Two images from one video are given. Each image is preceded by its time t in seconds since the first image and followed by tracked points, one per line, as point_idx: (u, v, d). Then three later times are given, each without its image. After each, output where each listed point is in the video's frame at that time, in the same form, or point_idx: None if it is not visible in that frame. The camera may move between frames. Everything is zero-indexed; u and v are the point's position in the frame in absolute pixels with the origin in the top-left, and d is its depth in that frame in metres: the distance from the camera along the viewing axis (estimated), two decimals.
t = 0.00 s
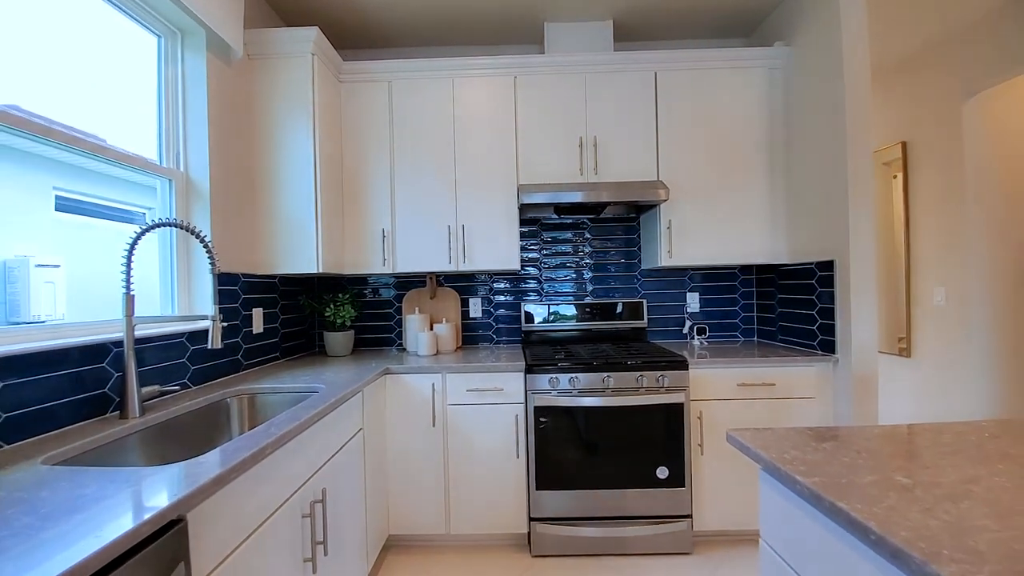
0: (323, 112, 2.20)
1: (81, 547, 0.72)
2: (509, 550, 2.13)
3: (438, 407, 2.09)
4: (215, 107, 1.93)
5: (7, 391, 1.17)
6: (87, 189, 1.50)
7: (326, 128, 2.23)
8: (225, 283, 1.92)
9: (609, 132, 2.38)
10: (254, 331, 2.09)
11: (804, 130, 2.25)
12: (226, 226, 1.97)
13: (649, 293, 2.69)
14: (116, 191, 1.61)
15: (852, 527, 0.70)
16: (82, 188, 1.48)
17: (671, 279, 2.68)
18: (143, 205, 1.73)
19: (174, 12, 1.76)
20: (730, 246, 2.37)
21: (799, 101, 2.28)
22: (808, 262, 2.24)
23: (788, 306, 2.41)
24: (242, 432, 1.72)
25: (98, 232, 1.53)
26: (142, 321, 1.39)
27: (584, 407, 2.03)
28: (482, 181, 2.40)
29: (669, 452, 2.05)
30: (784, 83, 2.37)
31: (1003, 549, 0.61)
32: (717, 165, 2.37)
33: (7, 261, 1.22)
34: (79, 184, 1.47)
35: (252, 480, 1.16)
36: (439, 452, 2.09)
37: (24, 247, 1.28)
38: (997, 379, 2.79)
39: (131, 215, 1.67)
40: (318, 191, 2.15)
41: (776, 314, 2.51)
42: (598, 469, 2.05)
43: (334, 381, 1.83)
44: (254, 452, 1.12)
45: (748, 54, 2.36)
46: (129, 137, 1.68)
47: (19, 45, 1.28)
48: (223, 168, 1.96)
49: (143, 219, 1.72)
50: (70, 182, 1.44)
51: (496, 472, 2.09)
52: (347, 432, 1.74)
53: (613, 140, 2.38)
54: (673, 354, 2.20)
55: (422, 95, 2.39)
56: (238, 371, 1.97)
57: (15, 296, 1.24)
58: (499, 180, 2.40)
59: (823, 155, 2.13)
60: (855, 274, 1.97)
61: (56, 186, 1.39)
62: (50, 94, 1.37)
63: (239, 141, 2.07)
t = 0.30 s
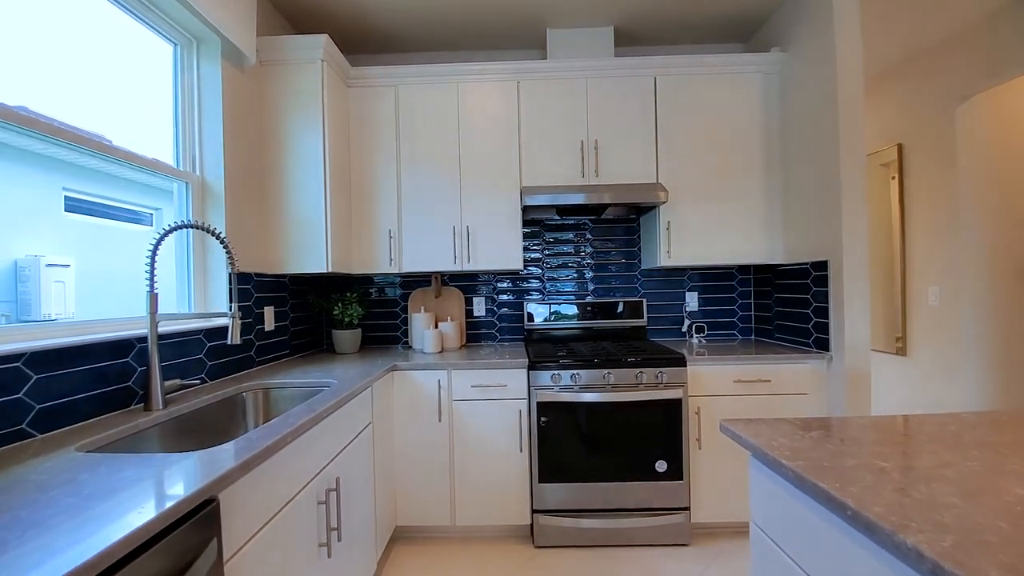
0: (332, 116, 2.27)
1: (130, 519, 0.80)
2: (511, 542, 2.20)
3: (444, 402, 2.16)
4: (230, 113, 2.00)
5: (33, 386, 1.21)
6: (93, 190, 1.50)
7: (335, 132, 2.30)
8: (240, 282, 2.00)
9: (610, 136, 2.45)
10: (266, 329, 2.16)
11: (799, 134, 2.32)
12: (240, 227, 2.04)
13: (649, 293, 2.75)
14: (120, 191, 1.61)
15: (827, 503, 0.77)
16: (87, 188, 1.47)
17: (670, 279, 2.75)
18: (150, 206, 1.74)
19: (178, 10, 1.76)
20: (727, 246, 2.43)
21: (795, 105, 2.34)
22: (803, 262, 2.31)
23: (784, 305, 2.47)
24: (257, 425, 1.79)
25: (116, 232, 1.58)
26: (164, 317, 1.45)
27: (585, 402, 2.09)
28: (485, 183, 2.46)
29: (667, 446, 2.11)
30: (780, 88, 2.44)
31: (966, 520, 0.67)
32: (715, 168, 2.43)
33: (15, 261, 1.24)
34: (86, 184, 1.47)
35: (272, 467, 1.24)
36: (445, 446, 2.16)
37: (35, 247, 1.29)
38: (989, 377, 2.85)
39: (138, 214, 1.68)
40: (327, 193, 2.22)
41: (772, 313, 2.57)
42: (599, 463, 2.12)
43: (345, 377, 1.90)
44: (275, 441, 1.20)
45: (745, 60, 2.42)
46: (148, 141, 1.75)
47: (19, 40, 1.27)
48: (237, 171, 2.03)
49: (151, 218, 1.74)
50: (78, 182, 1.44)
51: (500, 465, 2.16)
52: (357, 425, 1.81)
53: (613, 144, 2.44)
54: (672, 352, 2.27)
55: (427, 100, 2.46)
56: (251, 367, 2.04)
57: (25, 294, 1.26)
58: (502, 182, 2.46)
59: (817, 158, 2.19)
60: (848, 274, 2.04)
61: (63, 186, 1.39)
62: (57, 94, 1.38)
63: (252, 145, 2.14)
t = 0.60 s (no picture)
0: (344, 122, 2.36)
1: (173, 497, 0.88)
2: (517, 531, 2.28)
3: (452, 397, 2.25)
4: (248, 119, 2.09)
5: (74, 377, 1.29)
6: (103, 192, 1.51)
7: (347, 137, 2.39)
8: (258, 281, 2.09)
9: (611, 140, 2.53)
10: (281, 326, 2.25)
11: (794, 138, 2.40)
12: (258, 228, 2.14)
13: (649, 292, 2.84)
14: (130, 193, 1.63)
15: (807, 480, 0.85)
16: (97, 189, 1.48)
17: (670, 278, 2.83)
18: (158, 207, 1.74)
19: (186, 10, 1.77)
20: (725, 246, 2.52)
21: (790, 111, 2.42)
22: (798, 262, 2.39)
23: (780, 304, 2.55)
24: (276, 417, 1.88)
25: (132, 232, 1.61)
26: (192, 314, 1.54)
27: (588, 397, 2.18)
28: (491, 185, 2.55)
29: (667, 439, 2.20)
30: (777, 94, 2.52)
31: (931, 490, 0.75)
32: (713, 171, 2.52)
33: (28, 261, 1.26)
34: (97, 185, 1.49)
35: (297, 453, 1.33)
36: (453, 438, 2.25)
37: (49, 248, 1.31)
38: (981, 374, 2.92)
39: (147, 216, 1.69)
40: (340, 195, 2.31)
41: (769, 311, 2.65)
42: (601, 455, 2.20)
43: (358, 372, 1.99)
44: (299, 429, 1.29)
45: (742, 67, 2.51)
46: (171, 147, 1.83)
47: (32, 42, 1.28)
48: (255, 174, 2.12)
49: (159, 219, 1.75)
50: (90, 183, 1.46)
51: (506, 458, 2.25)
52: (371, 417, 1.90)
53: (615, 148, 2.53)
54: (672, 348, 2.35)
55: (435, 105, 2.55)
56: (268, 362, 2.13)
57: (37, 294, 1.28)
58: (507, 185, 2.55)
59: (811, 161, 2.27)
60: (841, 273, 2.12)
61: (75, 188, 1.40)
62: (73, 101, 1.41)
63: (268, 150, 2.23)
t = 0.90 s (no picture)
0: (354, 129, 2.46)
1: (212, 476, 0.98)
2: (521, 521, 2.38)
3: (458, 392, 2.35)
4: (265, 127, 2.19)
5: (113, 370, 1.38)
6: (112, 195, 1.52)
7: (357, 143, 2.49)
8: (274, 281, 2.19)
9: (611, 146, 2.63)
10: (295, 325, 2.35)
11: (787, 144, 2.49)
12: (274, 231, 2.24)
13: (648, 291, 2.93)
14: (139, 197, 1.64)
15: (785, 459, 0.95)
16: (106, 190, 1.50)
17: (668, 279, 2.93)
18: (166, 209, 1.77)
19: (199, 17, 1.81)
20: (721, 248, 2.61)
21: (783, 117, 2.52)
22: (791, 263, 2.48)
23: (774, 302, 2.65)
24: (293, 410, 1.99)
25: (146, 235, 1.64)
26: (218, 312, 1.65)
27: (588, 392, 2.28)
28: (495, 189, 2.65)
29: (665, 433, 2.29)
30: (770, 101, 2.62)
31: (892, 466, 0.85)
32: (709, 175, 2.62)
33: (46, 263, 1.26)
34: (105, 188, 1.49)
35: (318, 441, 1.43)
36: (459, 432, 2.35)
37: (64, 249, 1.31)
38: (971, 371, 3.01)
39: (153, 217, 1.70)
40: (351, 199, 2.41)
41: (763, 310, 2.75)
42: (601, 448, 2.30)
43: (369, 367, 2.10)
44: (321, 418, 1.40)
45: (737, 74, 2.60)
46: (192, 155, 1.94)
47: (78, 58, 1.38)
48: (271, 180, 2.23)
49: (167, 221, 1.76)
50: (99, 185, 1.47)
51: (510, 450, 2.35)
52: (382, 410, 2.00)
53: (614, 153, 2.63)
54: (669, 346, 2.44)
55: (442, 112, 2.65)
56: (283, 359, 2.23)
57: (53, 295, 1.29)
58: (511, 189, 2.65)
59: (803, 166, 2.36)
60: (831, 274, 2.21)
61: (87, 191, 1.41)
62: (112, 114, 1.51)
63: (283, 156, 2.33)
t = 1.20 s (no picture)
0: (360, 136, 2.55)
1: (238, 462, 1.07)
2: (521, 513, 2.47)
3: (460, 389, 2.44)
4: (275, 135, 2.29)
5: (140, 367, 1.47)
6: (122, 197, 1.54)
7: (363, 149, 2.58)
8: (284, 282, 2.28)
9: (608, 151, 2.72)
10: (304, 324, 2.44)
11: (778, 149, 2.58)
12: (283, 235, 2.34)
13: (645, 291, 3.02)
14: (153, 198, 1.69)
15: (764, 446, 1.03)
16: (112, 192, 1.51)
17: (664, 279, 3.01)
18: (175, 211, 1.80)
19: (213, 29, 1.88)
20: (715, 250, 2.70)
21: (775, 123, 2.60)
22: (782, 264, 2.57)
23: (766, 302, 2.73)
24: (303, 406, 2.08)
25: (159, 236, 1.69)
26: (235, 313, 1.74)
27: (586, 389, 2.37)
28: (497, 193, 2.74)
29: (659, 428, 2.39)
30: (763, 107, 2.70)
31: (858, 453, 0.93)
32: (703, 179, 2.70)
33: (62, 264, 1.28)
34: (117, 191, 1.52)
35: (331, 434, 1.53)
36: (462, 427, 2.44)
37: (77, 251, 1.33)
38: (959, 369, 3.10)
39: (163, 219, 1.73)
40: (357, 204, 2.50)
41: (756, 310, 2.84)
42: (598, 442, 2.39)
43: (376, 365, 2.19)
44: (334, 411, 1.49)
45: (730, 82, 2.69)
46: (208, 161, 2.02)
47: (106, 75, 1.48)
48: (281, 185, 2.32)
49: (175, 222, 1.79)
50: (106, 187, 1.48)
51: (510, 445, 2.44)
52: (389, 406, 2.09)
53: (611, 158, 2.71)
54: (665, 344, 2.52)
55: (444, 119, 2.73)
56: (293, 357, 2.32)
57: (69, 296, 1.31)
58: (512, 193, 2.73)
59: (794, 171, 2.45)
60: (819, 275, 2.30)
61: (95, 194, 1.43)
62: (138, 127, 1.60)
63: (292, 162, 2.42)
